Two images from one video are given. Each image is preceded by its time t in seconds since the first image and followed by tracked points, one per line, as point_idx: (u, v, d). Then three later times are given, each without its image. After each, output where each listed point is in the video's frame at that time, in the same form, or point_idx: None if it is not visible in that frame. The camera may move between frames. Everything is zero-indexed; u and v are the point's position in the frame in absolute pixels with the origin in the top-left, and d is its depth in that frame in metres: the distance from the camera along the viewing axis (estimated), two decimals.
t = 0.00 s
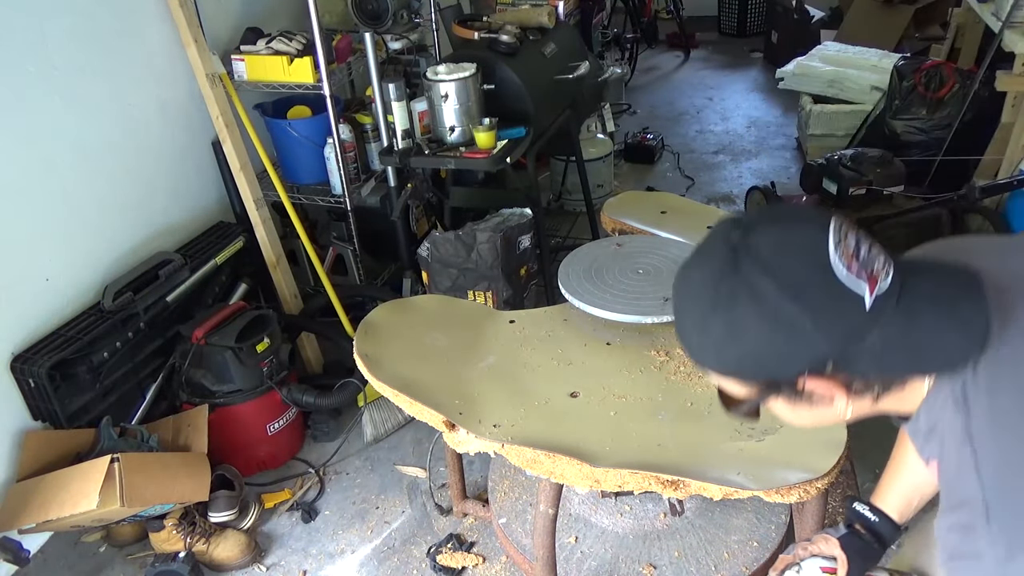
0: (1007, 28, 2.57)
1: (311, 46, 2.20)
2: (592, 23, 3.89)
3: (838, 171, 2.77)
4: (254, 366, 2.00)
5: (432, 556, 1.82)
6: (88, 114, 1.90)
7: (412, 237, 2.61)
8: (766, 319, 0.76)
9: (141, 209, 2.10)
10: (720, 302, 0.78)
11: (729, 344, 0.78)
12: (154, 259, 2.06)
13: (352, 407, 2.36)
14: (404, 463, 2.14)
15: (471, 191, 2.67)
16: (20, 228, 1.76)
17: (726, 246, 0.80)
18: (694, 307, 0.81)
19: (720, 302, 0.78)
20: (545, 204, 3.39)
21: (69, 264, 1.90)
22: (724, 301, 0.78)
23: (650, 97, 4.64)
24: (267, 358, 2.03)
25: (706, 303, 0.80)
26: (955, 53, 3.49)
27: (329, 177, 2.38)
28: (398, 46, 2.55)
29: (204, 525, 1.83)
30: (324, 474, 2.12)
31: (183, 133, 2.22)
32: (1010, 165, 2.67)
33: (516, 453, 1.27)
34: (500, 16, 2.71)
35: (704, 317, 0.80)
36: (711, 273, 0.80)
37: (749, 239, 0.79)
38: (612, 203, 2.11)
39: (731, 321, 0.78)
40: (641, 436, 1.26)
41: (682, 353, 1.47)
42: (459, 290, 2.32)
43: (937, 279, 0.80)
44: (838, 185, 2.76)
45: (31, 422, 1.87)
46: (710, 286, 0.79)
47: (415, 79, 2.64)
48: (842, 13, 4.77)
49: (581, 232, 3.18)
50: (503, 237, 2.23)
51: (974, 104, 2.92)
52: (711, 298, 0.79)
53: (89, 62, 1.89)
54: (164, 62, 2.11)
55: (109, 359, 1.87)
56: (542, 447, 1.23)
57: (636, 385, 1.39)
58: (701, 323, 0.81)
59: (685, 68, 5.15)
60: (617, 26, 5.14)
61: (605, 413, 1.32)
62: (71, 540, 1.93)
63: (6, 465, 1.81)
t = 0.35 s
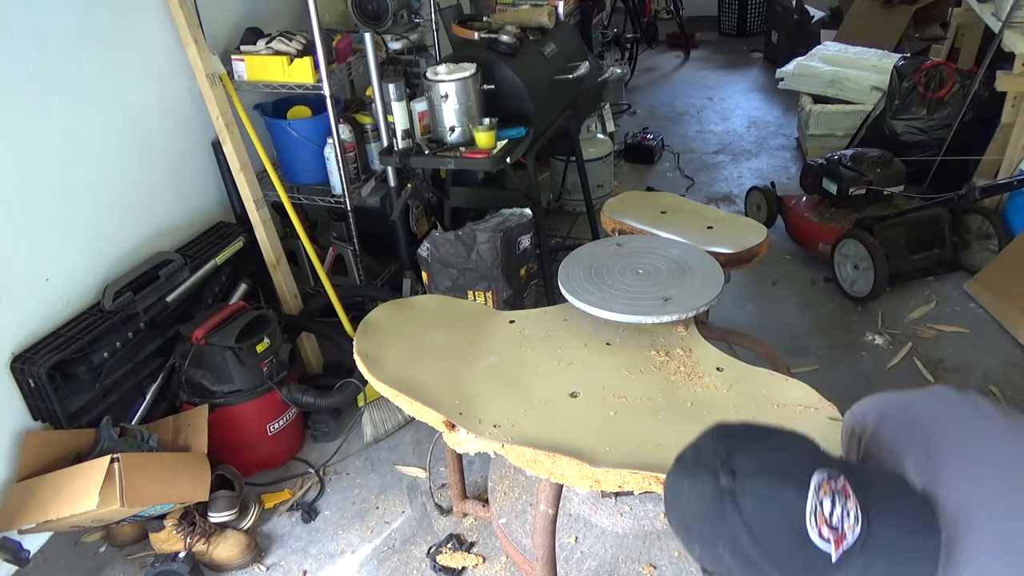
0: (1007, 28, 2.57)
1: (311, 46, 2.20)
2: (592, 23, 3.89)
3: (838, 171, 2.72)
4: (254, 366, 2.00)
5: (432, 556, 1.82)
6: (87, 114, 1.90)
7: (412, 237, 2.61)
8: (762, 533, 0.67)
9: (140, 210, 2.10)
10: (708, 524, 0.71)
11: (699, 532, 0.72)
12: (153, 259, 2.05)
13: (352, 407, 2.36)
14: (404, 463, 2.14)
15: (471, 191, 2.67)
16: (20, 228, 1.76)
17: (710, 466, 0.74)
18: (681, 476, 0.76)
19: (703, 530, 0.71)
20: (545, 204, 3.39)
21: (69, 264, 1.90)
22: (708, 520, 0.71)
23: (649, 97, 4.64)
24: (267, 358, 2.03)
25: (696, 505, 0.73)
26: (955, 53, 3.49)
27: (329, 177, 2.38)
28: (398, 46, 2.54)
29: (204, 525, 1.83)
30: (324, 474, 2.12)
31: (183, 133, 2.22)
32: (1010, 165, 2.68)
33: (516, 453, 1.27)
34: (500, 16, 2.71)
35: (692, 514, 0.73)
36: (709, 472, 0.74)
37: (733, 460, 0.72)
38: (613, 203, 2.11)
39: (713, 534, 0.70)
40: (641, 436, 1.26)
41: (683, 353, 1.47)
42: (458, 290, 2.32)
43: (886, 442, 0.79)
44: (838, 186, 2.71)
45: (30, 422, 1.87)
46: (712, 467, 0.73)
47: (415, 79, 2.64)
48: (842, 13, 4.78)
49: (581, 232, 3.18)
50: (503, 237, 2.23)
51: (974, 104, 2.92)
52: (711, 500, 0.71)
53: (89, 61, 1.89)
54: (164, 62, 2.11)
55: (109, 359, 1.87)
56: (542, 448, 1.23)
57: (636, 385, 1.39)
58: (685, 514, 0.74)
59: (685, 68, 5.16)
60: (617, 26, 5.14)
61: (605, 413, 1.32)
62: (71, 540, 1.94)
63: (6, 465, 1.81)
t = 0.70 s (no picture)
0: (1007, 29, 2.57)
1: (311, 46, 2.20)
2: (592, 23, 3.90)
3: (838, 171, 2.72)
4: (254, 366, 2.00)
5: (432, 557, 1.82)
6: (87, 115, 1.90)
7: (412, 237, 2.61)
8: None
9: (140, 210, 2.10)
10: None
11: None
12: (153, 259, 2.05)
13: (352, 407, 2.36)
14: (404, 463, 2.14)
15: (470, 191, 2.67)
16: (20, 228, 1.76)
17: None
18: None
19: None
20: (546, 204, 3.39)
21: (70, 264, 1.91)
22: None
23: (650, 97, 4.64)
24: (267, 358, 2.03)
25: None
26: (955, 53, 3.49)
27: (329, 177, 2.38)
28: (398, 46, 2.54)
29: (204, 525, 1.83)
30: (324, 474, 2.12)
31: (183, 133, 2.22)
32: (1010, 165, 2.68)
33: (515, 453, 1.27)
34: (500, 16, 2.71)
35: None
36: None
37: None
38: (613, 203, 2.11)
39: None
40: (641, 436, 1.26)
41: (682, 353, 1.47)
42: (458, 290, 2.31)
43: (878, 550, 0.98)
44: (838, 186, 2.71)
45: (31, 422, 1.87)
46: None
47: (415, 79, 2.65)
48: (842, 12, 4.78)
49: (581, 232, 3.18)
50: (503, 237, 2.22)
51: (975, 104, 2.92)
52: None
53: (89, 61, 1.89)
54: (164, 62, 2.11)
55: (109, 359, 1.87)
56: (542, 448, 1.23)
57: (636, 385, 1.39)
58: None
59: (685, 68, 5.15)
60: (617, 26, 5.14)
61: (605, 413, 1.32)
62: (71, 540, 1.94)
63: (7, 465, 1.81)
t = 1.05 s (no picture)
0: (1007, 29, 2.57)
1: (311, 46, 2.20)
2: (592, 23, 3.90)
3: (838, 171, 2.72)
4: (254, 366, 2.00)
5: (432, 556, 1.82)
6: (87, 115, 1.90)
7: (412, 237, 2.61)
8: None
9: (140, 209, 2.10)
10: None
11: None
12: (154, 259, 2.05)
13: (352, 407, 2.36)
14: (404, 463, 2.14)
15: (470, 191, 2.67)
16: (20, 228, 1.76)
17: None
18: None
19: None
20: (545, 204, 3.40)
21: (70, 264, 1.91)
22: None
23: (650, 97, 4.64)
24: (267, 358, 2.03)
25: None
26: (955, 52, 3.49)
27: (329, 177, 2.38)
28: (398, 46, 2.54)
29: (204, 525, 1.83)
30: (324, 474, 2.12)
31: (183, 133, 2.22)
32: (1010, 165, 2.68)
33: (516, 453, 1.27)
34: (500, 16, 2.71)
35: None
36: None
37: None
38: (613, 203, 2.11)
39: None
40: (641, 436, 1.26)
41: (682, 353, 1.47)
42: (458, 290, 2.32)
43: None
44: (838, 186, 2.71)
45: (31, 422, 1.87)
46: None
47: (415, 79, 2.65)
48: (842, 12, 4.78)
49: (581, 232, 3.18)
50: (503, 237, 2.23)
51: (975, 104, 2.92)
52: None
53: (89, 61, 1.89)
54: (164, 62, 2.11)
55: (109, 359, 1.87)
56: (542, 448, 1.23)
57: (636, 385, 1.39)
58: None
59: (685, 68, 5.15)
60: (617, 26, 5.15)
61: (605, 413, 1.32)
62: (71, 540, 1.94)
63: (7, 465, 1.81)
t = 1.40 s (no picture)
0: (1006, 29, 2.57)
1: (311, 46, 2.20)
2: (592, 23, 3.90)
3: (838, 171, 2.72)
4: (254, 366, 2.00)
5: (432, 556, 1.82)
6: (87, 115, 1.90)
7: (412, 237, 2.61)
8: None
9: (139, 209, 2.10)
10: None
11: None
12: (154, 259, 2.05)
13: (352, 407, 2.36)
14: (404, 463, 2.14)
15: (470, 191, 2.67)
16: (20, 228, 1.76)
17: None
18: None
19: None
20: (546, 204, 3.40)
21: (70, 263, 1.90)
22: None
23: (650, 97, 4.64)
24: (267, 358, 2.03)
25: None
26: (954, 53, 3.49)
27: (329, 177, 2.38)
28: (398, 46, 2.54)
29: (204, 525, 1.83)
30: (324, 474, 2.12)
31: (182, 132, 2.22)
32: (1010, 164, 2.68)
33: (515, 453, 1.27)
34: (500, 16, 2.71)
35: None
36: None
37: None
38: (613, 203, 2.11)
39: None
40: (641, 436, 1.26)
41: (682, 353, 1.47)
42: (458, 290, 2.32)
43: None
44: (838, 186, 2.71)
45: (31, 422, 1.87)
46: None
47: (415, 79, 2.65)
48: (842, 12, 4.77)
49: (581, 232, 3.18)
50: (503, 237, 2.23)
51: (975, 104, 2.92)
52: None
53: (89, 61, 1.89)
54: (164, 62, 2.12)
55: (109, 359, 1.87)
56: (542, 447, 1.23)
57: (636, 385, 1.39)
58: None
59: (685, 68, 5.15)
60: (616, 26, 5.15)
61: (605, 413, 1.32)
62: (71, 540, 1.94)
63: (6, 465, 1.81)
